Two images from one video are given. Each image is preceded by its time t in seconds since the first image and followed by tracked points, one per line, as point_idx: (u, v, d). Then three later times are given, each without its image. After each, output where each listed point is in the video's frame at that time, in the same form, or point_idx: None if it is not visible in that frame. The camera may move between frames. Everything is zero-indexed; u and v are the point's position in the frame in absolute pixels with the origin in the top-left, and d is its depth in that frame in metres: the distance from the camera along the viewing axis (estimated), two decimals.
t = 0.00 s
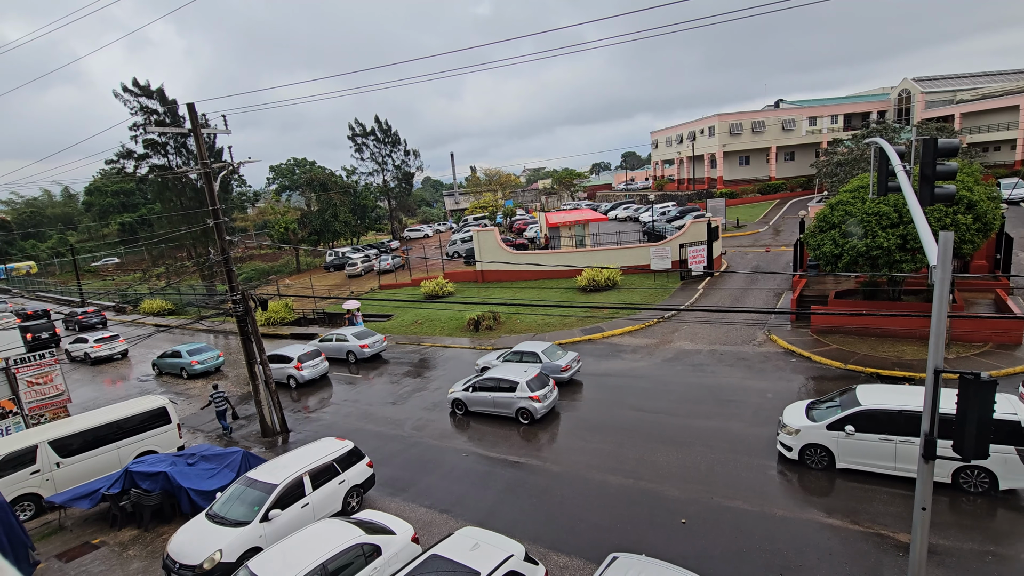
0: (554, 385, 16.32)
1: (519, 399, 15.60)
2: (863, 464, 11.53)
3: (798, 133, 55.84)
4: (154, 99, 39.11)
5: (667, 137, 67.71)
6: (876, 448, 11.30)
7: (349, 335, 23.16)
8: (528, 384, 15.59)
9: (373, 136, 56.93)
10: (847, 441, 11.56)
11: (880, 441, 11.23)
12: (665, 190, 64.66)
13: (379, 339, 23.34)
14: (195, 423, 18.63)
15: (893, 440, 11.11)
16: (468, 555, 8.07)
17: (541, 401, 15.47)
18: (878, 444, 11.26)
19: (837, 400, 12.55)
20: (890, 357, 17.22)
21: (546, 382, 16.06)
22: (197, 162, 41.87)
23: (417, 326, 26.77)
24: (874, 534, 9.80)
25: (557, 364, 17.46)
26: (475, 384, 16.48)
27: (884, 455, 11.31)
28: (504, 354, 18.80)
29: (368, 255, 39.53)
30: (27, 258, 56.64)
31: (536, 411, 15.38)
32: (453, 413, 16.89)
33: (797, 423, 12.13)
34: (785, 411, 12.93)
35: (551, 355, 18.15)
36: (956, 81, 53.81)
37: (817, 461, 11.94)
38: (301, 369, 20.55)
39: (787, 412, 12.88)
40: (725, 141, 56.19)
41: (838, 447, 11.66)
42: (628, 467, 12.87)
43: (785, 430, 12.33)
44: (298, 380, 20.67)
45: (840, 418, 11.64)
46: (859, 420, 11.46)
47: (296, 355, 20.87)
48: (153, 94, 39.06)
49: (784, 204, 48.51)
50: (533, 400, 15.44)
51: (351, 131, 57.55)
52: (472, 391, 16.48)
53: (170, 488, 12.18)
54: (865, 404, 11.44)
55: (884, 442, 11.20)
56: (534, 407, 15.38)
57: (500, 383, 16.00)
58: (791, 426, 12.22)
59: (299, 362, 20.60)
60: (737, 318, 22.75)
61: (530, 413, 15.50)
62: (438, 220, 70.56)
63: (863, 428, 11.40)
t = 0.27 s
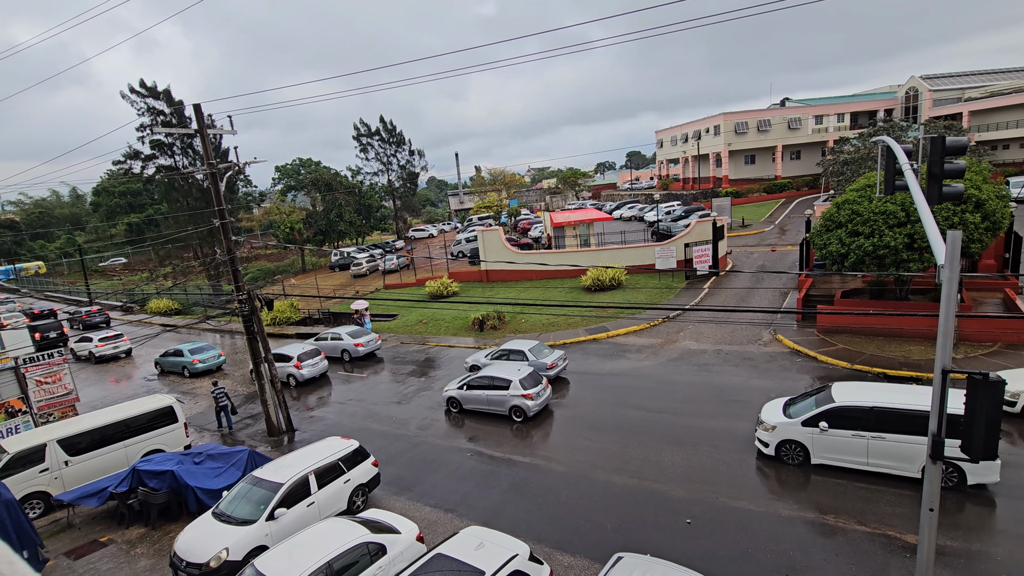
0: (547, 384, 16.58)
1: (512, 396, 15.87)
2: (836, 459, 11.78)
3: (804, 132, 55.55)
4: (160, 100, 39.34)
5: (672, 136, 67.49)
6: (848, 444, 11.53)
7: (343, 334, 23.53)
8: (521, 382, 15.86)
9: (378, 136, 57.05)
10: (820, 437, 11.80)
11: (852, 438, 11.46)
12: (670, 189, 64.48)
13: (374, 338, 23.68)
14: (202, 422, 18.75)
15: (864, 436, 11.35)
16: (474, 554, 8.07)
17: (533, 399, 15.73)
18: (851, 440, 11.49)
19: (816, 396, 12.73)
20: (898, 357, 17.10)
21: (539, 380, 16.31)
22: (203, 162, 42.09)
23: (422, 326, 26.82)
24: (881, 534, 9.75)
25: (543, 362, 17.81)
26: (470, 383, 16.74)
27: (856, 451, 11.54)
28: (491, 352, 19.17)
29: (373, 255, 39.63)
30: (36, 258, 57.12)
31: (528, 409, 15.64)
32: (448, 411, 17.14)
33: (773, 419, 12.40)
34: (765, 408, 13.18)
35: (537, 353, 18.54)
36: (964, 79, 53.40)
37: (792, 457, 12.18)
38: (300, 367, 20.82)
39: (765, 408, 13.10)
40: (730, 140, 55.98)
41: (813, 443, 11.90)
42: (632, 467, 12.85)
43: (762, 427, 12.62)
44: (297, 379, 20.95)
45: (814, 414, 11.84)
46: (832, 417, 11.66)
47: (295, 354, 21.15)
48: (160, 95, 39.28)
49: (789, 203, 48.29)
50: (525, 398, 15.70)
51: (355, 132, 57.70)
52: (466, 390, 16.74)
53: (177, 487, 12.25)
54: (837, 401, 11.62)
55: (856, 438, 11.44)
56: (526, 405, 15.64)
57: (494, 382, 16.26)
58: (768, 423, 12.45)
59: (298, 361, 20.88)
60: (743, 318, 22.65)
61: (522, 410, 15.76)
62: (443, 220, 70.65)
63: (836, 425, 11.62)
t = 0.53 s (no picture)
0: (539, 382, 16.78)
1: (504, 396, 16.06)
2: (809, 455, 12.00)
3: (808, 131, 55.39)
4: (165, 101, 39.51)
5: (675, 136, 67.36)
6: (821, 440, 11.75)
7: (336, 333, 23.88)
8: (513, 381, 16.06)
9: (381, 136, 57.13)
10: (794, 433, 11.99)
11: (825, 434, 11.67)
12: (673, 188, 64.38)
13: (366, 337, 24.00)
14: (206, 422, 18.80)
15: (836, 433, 11.58)
16: (477, 554, 8.08)
17: (525, 397, 15.91)
18: (823, 437, 11.71)
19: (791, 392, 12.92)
20: (902, 357, 17.03)
21: (532, 379, 16.50)
22: (208, 163, 42.25)
23: (425, 326, 26.85)
24: (885, 535, 9.71)
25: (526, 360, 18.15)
26: (462, 381, 16.95)
27: (828, 447, 11.77)
28: (479, 350, 19.51)
29: (376, 255, 39.70)
30: (42, 259, 57.50)
31: (520, 407, 15.83)
32: (441, 409, 17.35)
33: (749, 416, 12.55)
34: (741, 404, 13.34)
35: (522, 351, 18.95)
36: (969, 78, 53.11)
37: (768, 453, 12.38)
38: (298, 366, 21.07)
39: (741, 405, 13.28)
40: (733, 139, 55.84)
41: (788, 439, 12.08)
42: (635, 467, 12.83)
43: (738, 423, 12.78)
44: (296, 378, 21.21)
45: (788, 411, 12.04)
46: (805, 413, 11.86)
47: (293, 353, 21.40)
48: (165, 96, 39.44)
49: (793, 203, 48.15)
50: (517, 397, 15.90)
51: (359, 132, 57.81)
52: (459, 388, 16.95)
53: (181, 486, 12.29)
54: (811, 398, 11.83)
55: (828, 435, 11.65)
56: (518, 403, 15.83)
57: (487, 381, 16.46)
58: (743, 419, 12.63)
59: (296, 360, 21.15)
60: (746, 318, 22.59)
61: (514, 408, 15.96)
62: (446, 220, 70.70)
63: (809, 421, 11.82)
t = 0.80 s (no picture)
0: (531, 382, 16.94)
1: (495, 394, 16.24)
2: (783, 451, 12.31)
3: (811, 131, 55.27)
4: (168, 102, 39.59)
5: (677, 136, 67.27)
6: (794, 437, 12.07)
7: (329, 333, 24.24)
8: (504, 379, 16.28)
9: (383, 136, 57.14)
10: (767, 430, 12.32)
11: (798, 431, 12.00)
12: (675, 188, 64.31)
13: (358, 337, 24.38)
14: (208, 422, 18.83)
15: (808, 429, 11.91)
16: (478, 554, 8.08)
17: (515, 396, 16.08)
18: (796, 433, 12.04)
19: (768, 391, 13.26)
20: (905, 357, 16.99)
21: (523, 378, 16.72)
22: (210, 163, 42.32)
23: (427, 326, 26.86)
24: (888, 536, 9.69)
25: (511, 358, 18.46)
26: (455, 380, 17.18)
27: (802, 443, 12.08)
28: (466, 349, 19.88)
29: (378, 255, 39.71)
30: (45, 259, 57.71)
31: (510, 406, 16.00)
32: (434, 407, 17.57)
33: (725, 413, 12.92)
34: (720, 403, 13.70)
35: (507, 350, 19.22)
36: (972, 77, 52.93)
37: (744, 449, 12.70)
38: (294, 365, 21.30)
39: (721, 404, 13.63)
40: (735, 139, 55.75)
41: (762, 436, 12.41)
42: (637, 467, 12.81)
43: (716, 421, 13.14)
44: (292, 377, 21.41)
45: (762, 408, 12.41)
46: (779, 410, 12.22)
47: (290, 352, 21.63)
48: (167, 97, 39.52)
49: (796, 203, 48.06)
50: (508, 396, 16.06)
51: (360, 132, 57.83)
52: (452, 387, 17.17)
53: (184, 486, 12.31)
54: (785, 396, 12.19)
55: (801, 431, 11.97)
56: (509, 402, 16.00)
57: (479, 379, 16.67)
58: (721, 417, 12.99)
59: (293, 359, 21.38)
60: (749, 318, 22.57)
61: (505, 407, 16.12)
62: (448, 220, 70.72)
63: (783, 418, 12.17)
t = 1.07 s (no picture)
0: (521, 381, 17.12)
1: (486, 393, 16.42)
2: (758, 448, 12.56)
3: (812, 131, 55.24)
4: (169, 102, 39.65)
5: (678, 136, 67.24)
6: (768, 433, 12.33)
7: (319, 333, 24.54)
8: (495, 378, 16.49)
9: (385, 136, 57.17)
10: (743, 427, 12.57)
11: (772, 428, 12.27)
12: (676, 189, 64.32)
13: (349, 337, 24.71)
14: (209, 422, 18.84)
15: (782, 426, 12.17)
16: (479, 555, 8.08)
17: (506, 395, 16.26)
18: (771, 430, 12.30)
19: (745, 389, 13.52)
20: (906, 357, 16.97)
21: (513, 377, 16.91)
22: (211, 164, 42.36)
23: (428, 326, 26.86)
24: (890, 537, 9.66)
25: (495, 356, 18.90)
26: (446, 380, 17.38)
27: (776, 440, 12.34)
28: (452, 349, 20.32)
29: (379, 256, 39.74)
30: (47, 260, 57.82)
31: (500, 405, 16.17)
32: (426, 407, 17.79)
33: (703, 410, 13.17)
34: (698, 401, 13.94)
35: (491, 349, 19.62)
36: (974, 78, 52.86)
37: (721, 446, 12.95)
38: (289, 365, 21.33)
39: (699, 402, 13.89)
40: (736, 139, 55.72)
41: (738, 433, 12.65)
42: (638, 468, 12.79)
43: (693, 418, 13.39)
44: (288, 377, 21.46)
45: (738, 405, 12.66)
46: (754, 408, 12.49)
47: (286, 352, 21.64)
48: (169, 97, 39.57)
49: (797, 203, 48.01)
50: (498, 394, 16.24)
51: (362, 133, 57.87)
52: (443, 386, 17.38)
53: (185, 486, 12.31)
54: (760, 394, 12.45)
55: (775, 428, 12.23)
56: (499, 401, 16.17)
57: (470, 379, 16.87)
58: (698, 415, 13.24)
59: (288, 359, 21.40)
60: (750, 318, 22.56)
61: (495, 406, 16.30)
62: (449, 221, 70.74)
63: (758, 416, 12.43)
